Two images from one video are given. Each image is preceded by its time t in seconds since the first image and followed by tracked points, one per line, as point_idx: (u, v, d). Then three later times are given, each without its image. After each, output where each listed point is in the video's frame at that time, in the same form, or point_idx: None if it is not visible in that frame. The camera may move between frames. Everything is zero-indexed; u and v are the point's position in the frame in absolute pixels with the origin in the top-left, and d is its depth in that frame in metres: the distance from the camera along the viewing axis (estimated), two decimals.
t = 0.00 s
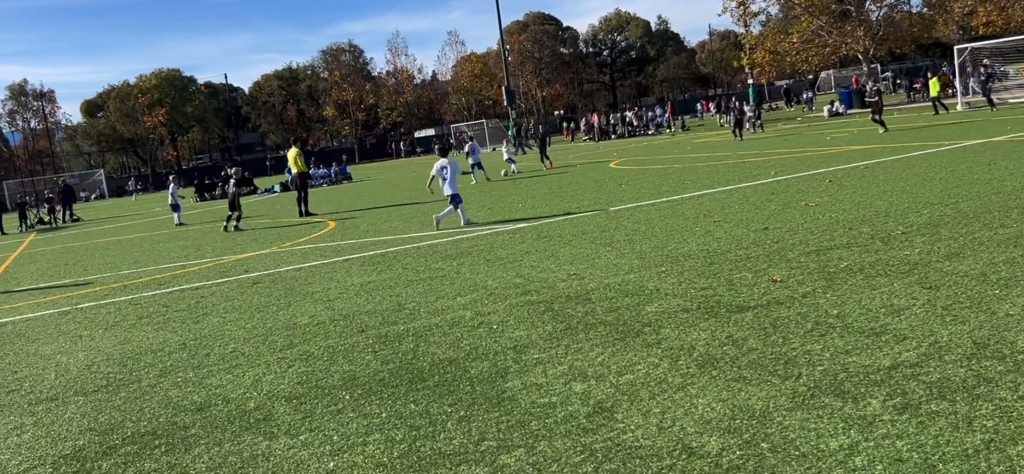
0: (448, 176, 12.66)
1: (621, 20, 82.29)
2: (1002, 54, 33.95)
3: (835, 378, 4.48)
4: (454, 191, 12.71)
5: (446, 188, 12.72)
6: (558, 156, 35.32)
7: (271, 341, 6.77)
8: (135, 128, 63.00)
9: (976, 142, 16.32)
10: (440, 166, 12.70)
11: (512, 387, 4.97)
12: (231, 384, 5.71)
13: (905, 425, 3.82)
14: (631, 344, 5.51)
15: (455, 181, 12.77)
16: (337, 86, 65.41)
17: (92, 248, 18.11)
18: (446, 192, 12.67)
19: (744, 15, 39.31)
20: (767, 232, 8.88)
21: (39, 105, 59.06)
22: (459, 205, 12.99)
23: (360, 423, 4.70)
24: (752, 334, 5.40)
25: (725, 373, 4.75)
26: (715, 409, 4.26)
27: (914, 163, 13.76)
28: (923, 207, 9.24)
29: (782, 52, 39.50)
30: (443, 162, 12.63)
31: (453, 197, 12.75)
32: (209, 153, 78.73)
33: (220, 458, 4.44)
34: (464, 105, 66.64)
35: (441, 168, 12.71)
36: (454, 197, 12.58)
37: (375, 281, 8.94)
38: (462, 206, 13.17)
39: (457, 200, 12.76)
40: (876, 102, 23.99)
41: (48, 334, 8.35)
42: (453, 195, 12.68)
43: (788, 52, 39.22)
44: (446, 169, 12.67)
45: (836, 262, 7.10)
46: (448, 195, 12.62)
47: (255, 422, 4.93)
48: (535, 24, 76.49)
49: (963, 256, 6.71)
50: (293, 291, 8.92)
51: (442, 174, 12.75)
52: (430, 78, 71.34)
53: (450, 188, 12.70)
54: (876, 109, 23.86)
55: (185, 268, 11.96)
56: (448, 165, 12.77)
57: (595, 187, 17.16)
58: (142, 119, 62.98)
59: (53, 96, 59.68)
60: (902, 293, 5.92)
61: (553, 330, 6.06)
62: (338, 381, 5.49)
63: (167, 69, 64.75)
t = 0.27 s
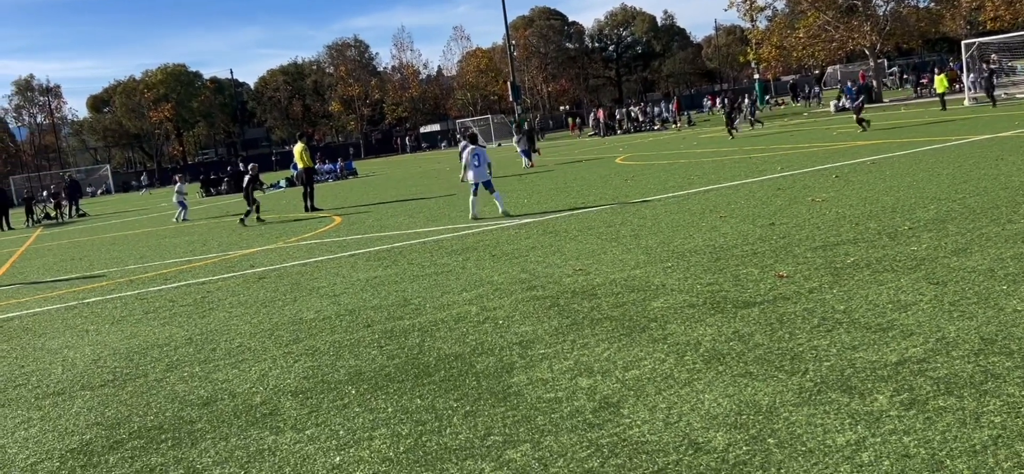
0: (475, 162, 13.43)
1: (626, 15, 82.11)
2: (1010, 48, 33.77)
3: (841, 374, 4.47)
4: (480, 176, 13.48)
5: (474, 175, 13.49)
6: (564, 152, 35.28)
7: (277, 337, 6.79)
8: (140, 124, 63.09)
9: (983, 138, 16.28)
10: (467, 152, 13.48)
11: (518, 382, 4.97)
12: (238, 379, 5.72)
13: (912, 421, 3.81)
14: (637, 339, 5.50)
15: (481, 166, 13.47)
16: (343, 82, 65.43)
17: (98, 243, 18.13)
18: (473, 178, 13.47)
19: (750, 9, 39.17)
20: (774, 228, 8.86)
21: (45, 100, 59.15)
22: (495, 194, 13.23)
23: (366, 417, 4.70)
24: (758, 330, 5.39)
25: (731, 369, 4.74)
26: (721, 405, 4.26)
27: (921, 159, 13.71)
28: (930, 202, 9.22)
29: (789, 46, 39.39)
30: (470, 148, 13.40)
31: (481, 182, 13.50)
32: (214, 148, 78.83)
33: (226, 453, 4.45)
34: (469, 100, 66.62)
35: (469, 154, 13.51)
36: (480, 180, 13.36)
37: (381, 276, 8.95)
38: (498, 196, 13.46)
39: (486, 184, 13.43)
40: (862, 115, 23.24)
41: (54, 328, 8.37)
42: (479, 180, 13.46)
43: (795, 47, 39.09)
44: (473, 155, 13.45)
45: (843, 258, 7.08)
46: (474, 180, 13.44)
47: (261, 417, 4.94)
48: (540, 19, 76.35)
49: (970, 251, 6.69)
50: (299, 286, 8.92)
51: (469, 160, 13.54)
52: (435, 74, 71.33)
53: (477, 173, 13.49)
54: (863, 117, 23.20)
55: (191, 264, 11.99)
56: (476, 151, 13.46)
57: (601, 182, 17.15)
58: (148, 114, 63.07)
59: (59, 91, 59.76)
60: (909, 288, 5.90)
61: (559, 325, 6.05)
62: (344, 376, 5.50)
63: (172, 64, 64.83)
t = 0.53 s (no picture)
0: (496, 154, 12.56)
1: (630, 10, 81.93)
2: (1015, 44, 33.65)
3: (845, 370, 4.47)
4: (501, 170, 12.56)
5: (491, 168, 12.61)
6: (567, 147, 35.24)
7: (280, 331, 6.79)
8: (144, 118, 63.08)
9: (988, 134, 16.23)
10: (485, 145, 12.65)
11: (521, 377, 4.98)
12: (241, 373, 5.73)
13: (915, 418, 3.81)
14: (640, 335, 5.50)
15: (501, 160, 12.66)
16: (346, 76, 65.39)
17: (102, 237, 18.15)
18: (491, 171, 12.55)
19: (754, 5, 39.04)
20: (777, 224, 8.85)
21: (49, 94, 59.14)
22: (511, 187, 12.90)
23: (370, 412, 4.71)
24: (762, 326, 5.38)
25: (734, 365, 4.74)
26: (724, 401, 4.26)
27: (924, 155, 13.68)
28: (933, 198, 9.21)
29: (793, 42, 39.29)
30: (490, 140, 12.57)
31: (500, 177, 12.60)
32: (217, 142, 78.87)
33: (228, 447, 4.46)
34: (472, 95, 66.57)
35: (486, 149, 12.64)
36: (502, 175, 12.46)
37: (384, 271, 8.96)
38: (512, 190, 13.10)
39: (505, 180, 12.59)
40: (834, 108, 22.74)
41: (58, 322, 8.39)
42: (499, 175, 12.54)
43: (799, 43, 38.99)
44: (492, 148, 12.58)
45: (846, 254, 7.08)
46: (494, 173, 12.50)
47: (264, 411, 4.95)
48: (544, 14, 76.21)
49: (974, 248, 6.68)
50: (302, 281, 8.94)
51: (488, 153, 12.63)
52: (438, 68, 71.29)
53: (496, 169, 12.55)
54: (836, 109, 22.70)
55: (194, 258, 11.99)
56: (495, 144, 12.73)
57: (604, 178, 17.13)
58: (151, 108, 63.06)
59: (62, 85, 59.74)
60: (912, 285, 5.89)
61: (562, 321, 6.05)
62: (347, 371, 5.51)
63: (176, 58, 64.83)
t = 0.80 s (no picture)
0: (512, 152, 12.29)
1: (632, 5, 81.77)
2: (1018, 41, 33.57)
3: (845, 367, 4.46)
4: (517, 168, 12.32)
5: (508, 165, 12.34)
6: (569, 142, 35.22)
7: (281, 325, 6.80)
8: (145, 111, 63.04)
9: (990, 131, 16.19)
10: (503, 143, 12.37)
11: (521, 372, 4.97)
12: (241, 368, 5.73)
13: (915, 415, 3.80)
14: (641, 331, 5.49)
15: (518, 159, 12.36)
16: (347, 71, 65.33)
17: (104, 230, 18.15)
18: (508, 169, 12.30)
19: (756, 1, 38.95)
20: (778, 220, 8.85)
21: (50, 87, 59.04)
22: (527, 185, 12.68)
23: (370, 407, 4.71)
24: (762, 322, 5.38)
25: (735, 361, 4.74)
26: (725, 397, 4.25)
27: (926, 151, 13.69)
28: (935, 195, 9.19)
29: (795, 38, 39.22)
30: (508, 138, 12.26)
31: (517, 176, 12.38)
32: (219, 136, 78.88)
33: (229, 441, 4.46)
34: (474, 90, 66.52)
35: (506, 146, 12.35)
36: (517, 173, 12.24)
37: (385, 265, 8.96)
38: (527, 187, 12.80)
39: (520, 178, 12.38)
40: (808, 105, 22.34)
41: (59, 315, 8.40)
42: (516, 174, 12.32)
43: (801, 39, 38.93)
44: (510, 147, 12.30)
45: (848, 250, 7.07)
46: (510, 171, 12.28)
47: (264, 405, 4.96)
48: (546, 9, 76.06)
49: (976, 245, 6.66)
50: (303, 275, 8.94)
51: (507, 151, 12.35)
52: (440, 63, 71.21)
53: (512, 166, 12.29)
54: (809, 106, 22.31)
55: (194, 252, 11.98)
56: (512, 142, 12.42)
57: (606, 173, 17.10)
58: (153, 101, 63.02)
59: (64, 78, 59.67)
60: (914, 282, 5.89)
61: (563, 316, 6.06)
62: (348, 365, 5.51)
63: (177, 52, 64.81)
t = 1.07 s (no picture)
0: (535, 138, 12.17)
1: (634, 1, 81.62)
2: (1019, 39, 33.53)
3: (842, 364, 4.47)
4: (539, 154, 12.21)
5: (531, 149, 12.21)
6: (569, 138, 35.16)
7: (279, 319, 6.80)
8: (145, 104, 62.96)
9: (990, 130, 16.18)
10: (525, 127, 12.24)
11: (519, 367, 4.98)
12: (239, 361, 5.74)
13: (913, 412, 3.81)
14: (638, 327, 5.50)
15: (541, 144, 12.23)
16: (348, 65, 65.26)
17: (103, 223, 18.13)
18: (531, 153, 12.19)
19: None
20: (778, 217, 8.84)
21: (50, 79, 58.94)
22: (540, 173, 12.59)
23: (368, 401, 4.71)
24: (760, 319, 5.39)
25: (732, 358, 4.74)
26: (722, 393, 4.26)
27: (926, 149, 13.65)
28: (934, 194, 9.18)
29: (796, 35, 39.16)
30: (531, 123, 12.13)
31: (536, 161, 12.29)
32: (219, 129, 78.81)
33: (227, 434, 4.47)
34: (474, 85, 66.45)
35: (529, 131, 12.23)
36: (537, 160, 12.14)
37: (384, 260, 8.97)
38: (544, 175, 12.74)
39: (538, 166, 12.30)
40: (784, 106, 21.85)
41: (58, 307, 8.41)
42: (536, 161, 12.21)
43: (802, 36, 38.87)
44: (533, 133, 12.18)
45: (847, 248, 7.07)
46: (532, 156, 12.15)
47: (262, 399, 4.96)
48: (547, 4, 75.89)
49: (975, 243, 6.66)
50: (302, 269, 8.94)
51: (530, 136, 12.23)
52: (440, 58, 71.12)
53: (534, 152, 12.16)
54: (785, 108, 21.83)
55: (194, 245, 11.98)
56: (534, 128, 12.32)
57: (605, 169, 17.08)
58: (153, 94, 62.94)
59: (64, 70, 59.57)
60: (912, 280, 5.89)
61: (561, 311, 6.07)
62: (346, 360, 5.51)
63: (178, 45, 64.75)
